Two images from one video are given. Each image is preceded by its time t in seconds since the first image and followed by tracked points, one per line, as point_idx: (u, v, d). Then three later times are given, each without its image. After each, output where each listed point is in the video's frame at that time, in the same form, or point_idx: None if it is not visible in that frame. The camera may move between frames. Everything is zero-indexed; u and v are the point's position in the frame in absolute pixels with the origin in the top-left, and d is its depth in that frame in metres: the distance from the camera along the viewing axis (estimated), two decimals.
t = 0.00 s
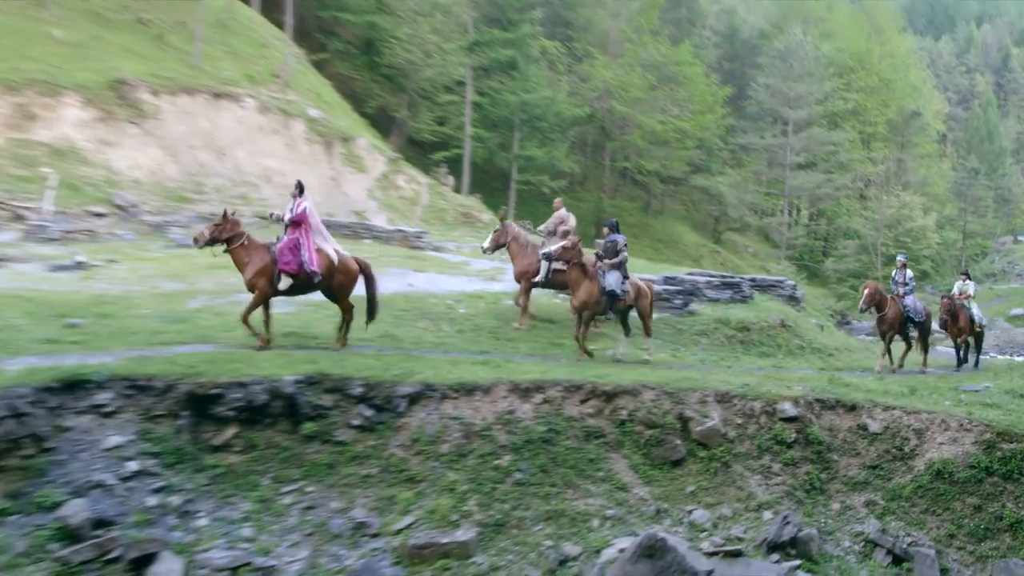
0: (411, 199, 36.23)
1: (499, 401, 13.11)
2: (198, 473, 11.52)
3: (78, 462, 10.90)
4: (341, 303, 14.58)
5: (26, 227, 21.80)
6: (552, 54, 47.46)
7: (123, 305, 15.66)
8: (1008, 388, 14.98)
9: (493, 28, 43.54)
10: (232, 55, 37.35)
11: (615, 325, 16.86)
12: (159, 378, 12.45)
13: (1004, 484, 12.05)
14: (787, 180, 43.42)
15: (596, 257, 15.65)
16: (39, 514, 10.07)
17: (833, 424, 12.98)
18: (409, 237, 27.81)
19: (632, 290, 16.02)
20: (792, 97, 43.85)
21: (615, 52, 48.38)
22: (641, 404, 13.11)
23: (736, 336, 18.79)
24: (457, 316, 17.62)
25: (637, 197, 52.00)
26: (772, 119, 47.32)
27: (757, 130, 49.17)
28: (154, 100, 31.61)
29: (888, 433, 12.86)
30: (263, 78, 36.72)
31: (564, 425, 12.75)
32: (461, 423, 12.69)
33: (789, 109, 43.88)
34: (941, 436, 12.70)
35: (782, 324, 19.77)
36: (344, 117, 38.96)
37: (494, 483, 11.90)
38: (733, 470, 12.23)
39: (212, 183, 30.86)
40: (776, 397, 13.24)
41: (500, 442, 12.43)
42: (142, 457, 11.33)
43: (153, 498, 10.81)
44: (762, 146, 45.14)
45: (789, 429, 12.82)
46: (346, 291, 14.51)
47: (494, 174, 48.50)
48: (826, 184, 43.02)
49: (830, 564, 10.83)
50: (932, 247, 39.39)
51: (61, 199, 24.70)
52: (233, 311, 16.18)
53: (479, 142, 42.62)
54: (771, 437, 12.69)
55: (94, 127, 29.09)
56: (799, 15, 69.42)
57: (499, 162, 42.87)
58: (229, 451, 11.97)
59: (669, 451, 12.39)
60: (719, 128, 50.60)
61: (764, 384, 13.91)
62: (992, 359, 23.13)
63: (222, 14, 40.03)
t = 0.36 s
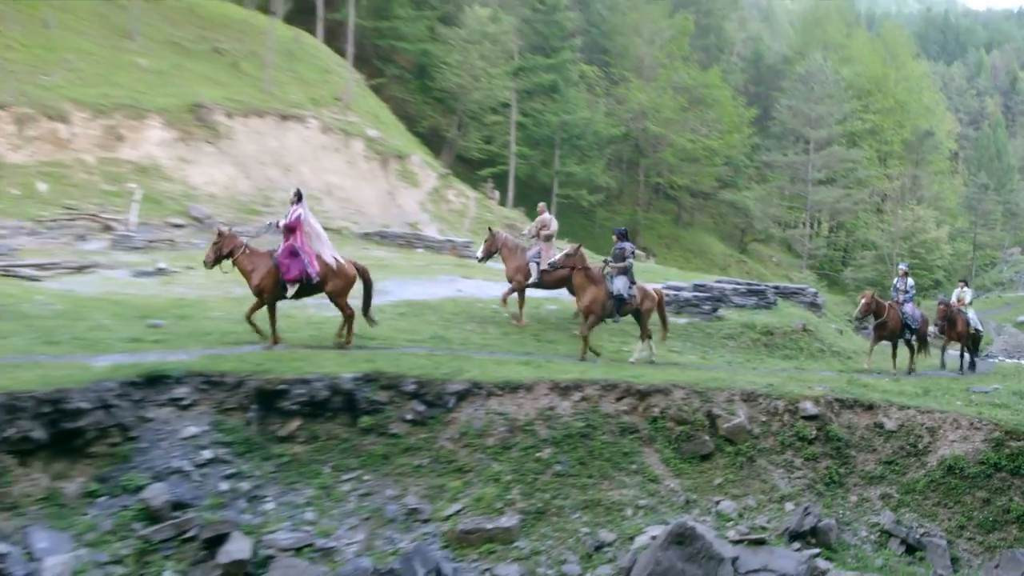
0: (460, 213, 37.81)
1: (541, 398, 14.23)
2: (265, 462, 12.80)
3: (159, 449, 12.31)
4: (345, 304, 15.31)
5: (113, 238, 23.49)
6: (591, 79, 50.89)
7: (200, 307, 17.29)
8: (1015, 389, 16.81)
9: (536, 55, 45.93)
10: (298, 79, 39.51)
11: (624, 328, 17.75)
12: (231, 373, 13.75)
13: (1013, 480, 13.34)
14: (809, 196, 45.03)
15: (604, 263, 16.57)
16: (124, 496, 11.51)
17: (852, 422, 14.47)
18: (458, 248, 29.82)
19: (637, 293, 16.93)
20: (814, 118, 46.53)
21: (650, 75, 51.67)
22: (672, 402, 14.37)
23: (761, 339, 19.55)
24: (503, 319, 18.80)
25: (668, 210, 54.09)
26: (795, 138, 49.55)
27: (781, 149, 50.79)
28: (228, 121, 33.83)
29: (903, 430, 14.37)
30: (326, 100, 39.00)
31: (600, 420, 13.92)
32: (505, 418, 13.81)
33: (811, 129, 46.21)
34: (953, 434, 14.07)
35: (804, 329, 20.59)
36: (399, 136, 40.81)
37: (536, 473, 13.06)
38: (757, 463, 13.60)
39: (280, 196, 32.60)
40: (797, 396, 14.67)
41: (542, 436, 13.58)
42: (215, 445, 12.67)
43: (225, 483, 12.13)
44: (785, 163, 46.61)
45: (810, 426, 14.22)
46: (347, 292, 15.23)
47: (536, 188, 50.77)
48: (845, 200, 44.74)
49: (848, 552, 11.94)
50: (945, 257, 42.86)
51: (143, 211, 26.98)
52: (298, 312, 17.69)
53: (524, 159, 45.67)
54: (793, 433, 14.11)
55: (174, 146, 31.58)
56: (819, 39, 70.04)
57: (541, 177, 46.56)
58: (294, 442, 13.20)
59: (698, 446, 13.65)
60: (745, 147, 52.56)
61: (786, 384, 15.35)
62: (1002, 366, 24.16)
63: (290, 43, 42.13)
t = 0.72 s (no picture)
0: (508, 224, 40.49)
1: (582, 395, 15.51)
2: (331, 450, 14.28)
3: (236, 438, 13.89)
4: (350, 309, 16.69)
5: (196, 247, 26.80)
6: (629, 103, 52.74)
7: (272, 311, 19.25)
8: None
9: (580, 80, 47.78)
10: (363, 105, 43.00)
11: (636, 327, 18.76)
12: (301, 370, 15.25)
13: (1018, 474, 15.04)
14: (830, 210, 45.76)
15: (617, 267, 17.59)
16: (207, 479, 13.14)
17: (869, 420, 16.10)
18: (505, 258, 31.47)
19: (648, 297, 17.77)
20: (835, 139, 47.55)
21: (682, 100, 53.35)
22: (702, 400, 15.74)
23: (784, 343, 20.45)
24: (546, 322, 20.20)
25: (699, 223, 54.44)
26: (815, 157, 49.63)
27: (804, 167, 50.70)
28: (300, 142, 37.47)
29: (916, 428, 16.00)
30: (387, 123, 42.23)
31: (636, 416, 15.27)
32: (549, 414, 15.10)
33: (831, 149, 47.49)
34: (963, 431, 15.81)
35: (824, 334, 21.48)
36: (453, 156, 43.60)
37: (577, 464, 14.42)
38: (781, 457, 15.20)
39: (343, 211, 35.89)
40: (819, 396, 16.25)
41: (582, 430, 14.89)
42: (287, 435, 14.19)
43: (295, 469, 13.66)
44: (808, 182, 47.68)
45: (831, 423, 15.84)
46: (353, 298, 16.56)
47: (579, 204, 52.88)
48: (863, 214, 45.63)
49: (864, 538, 13.52)
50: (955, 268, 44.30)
51: (223, 225, 30.59)
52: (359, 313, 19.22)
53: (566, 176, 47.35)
54: (815, 429, 15.70)
55: (251, 164, 35.36)
56: (836, 70, 69.22)
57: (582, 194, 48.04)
58: (356, 433, 14.67)
59: (726, 440, 15.20)
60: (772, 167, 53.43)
61: (808, 385, 16.91)
62: (1011, 369, 24.69)
63: (356, 72, 45.94)
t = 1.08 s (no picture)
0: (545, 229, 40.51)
1: (617, 399, 15.68)
2: (369, 451, 14.64)
3: (277, 439, 14.30)
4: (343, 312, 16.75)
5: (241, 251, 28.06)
6: (664, 110, 53.20)
7: (313, 314, 19.73)
8: None
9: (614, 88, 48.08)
10: (402, 113, 43.76)
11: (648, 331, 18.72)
12: (340, 372, 15.56)
13: None
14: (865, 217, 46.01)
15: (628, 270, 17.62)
16: (248, 478, 13.55)
17: (904, 426, 16.13)
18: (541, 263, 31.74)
19: (660, 300, 17.74)
20: (870, 145, 48.09)
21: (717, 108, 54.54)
22: (737, 404, 15.88)
23: (818, 348, 20.56)
24: (582, 326, 20.43)
25: (733, 228, 54.08)
26: (851, 164, 49.64)
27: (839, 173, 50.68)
28: (340, 149, 38.05)
29: (951, 434, 16.01)
30: (426, 130, 42.82)
31: (670, 420, 15.44)
32: (585, 418, 15.28)
33: (866, 155, 47.91)
34: (999, 438, 15.85)
35: (860, 339, 21.53)
36: (490, 163, 44.04)
37: (611, 468, 14.59)
38: (815, 463, 15.28)
39: (383, 216, 36.70)
40: (853, 402, 16.32)
41: (617, 433, 15.07)
42: (326, 436, 14.55)
43: (334, 470, 14.01)
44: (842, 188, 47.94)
45: (866, 429, 15.90)
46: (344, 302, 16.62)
47: (613, 210, 53.54)
48: (898, 220, 45.21)
49: (900, 544, 13.54)
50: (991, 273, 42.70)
51: (266, 229, 31.87)
52: (398, 317, 19.53)
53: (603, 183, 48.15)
54: (849, 435, 15.76)
55: (293, 171, 36.07)
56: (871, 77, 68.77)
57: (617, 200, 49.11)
58: (394, 434, 14.99)
59: (760, 445, 15.32)
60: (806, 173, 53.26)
61: (843, 390, 16.96)
62: None
63: (394, 81, 46.99)
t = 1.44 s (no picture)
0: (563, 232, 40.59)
1: (634, 402, 15.63)
2: (386, 454, 14.74)
3: (295, 441, 14.39)
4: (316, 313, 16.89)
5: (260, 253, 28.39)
6: (681, 113, 53.36)
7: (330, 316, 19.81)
8: None
9: (631, 90, 48.01)
10: (420, 116, 44.00)
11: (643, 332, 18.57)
12: (358, 375, 15.62)
13: None
14: (885, 219, 45.88)
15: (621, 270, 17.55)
16: (266, 480, 13.66)
17: (924, 430, 15.99)
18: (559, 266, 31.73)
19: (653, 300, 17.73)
20: (889, 147, 48.05)
21: (735, 110, 54.80)
22: (754, 408, 15.82)
23: (837, 352, 20.47)
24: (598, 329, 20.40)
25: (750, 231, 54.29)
26: (870, 166, 49.40)
27: (858, 176, 50.40)
28: (359, 152, 38.24)
29: (972, 438, 15.83)
30: (444, 133, 42.94)
31: (688, 424, 15.39)
32: (602, 421, 15.25)
33: (886, 157, 47.91)
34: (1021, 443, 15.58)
35: (880, 343, 21.40)
36: (508, 166, 44.16)
37: (628, 471, 14.57)
38: (834, 467, 15.21)
39: (400, 219, 37.03)
40: (873, 406, 16.20)
41: (634, 437, 15.04)
42: (344, 438, 14.64)
43: (352, 472, 14.09)
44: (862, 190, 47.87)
45: (885, 433, 15.78)
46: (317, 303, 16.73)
47: (630, 213, 53.82)
48: (918, 223, 45.04)
49: (919, 549, 13.45)
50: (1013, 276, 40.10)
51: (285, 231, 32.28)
52: (414, 320, 19.63)
53: (620, 186, 48.30)
54: (868, 440, 15.66)
55: (311, 174, 36.28)
56: (891, 78, 68.77)
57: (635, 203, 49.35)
58: (412, 437, 15.07)
59: (778, 449, 15.28)
60: (825, 175, 53.01)
61: (862, 394, 16.84)
62: None
63: (411, 85, 47.22)
